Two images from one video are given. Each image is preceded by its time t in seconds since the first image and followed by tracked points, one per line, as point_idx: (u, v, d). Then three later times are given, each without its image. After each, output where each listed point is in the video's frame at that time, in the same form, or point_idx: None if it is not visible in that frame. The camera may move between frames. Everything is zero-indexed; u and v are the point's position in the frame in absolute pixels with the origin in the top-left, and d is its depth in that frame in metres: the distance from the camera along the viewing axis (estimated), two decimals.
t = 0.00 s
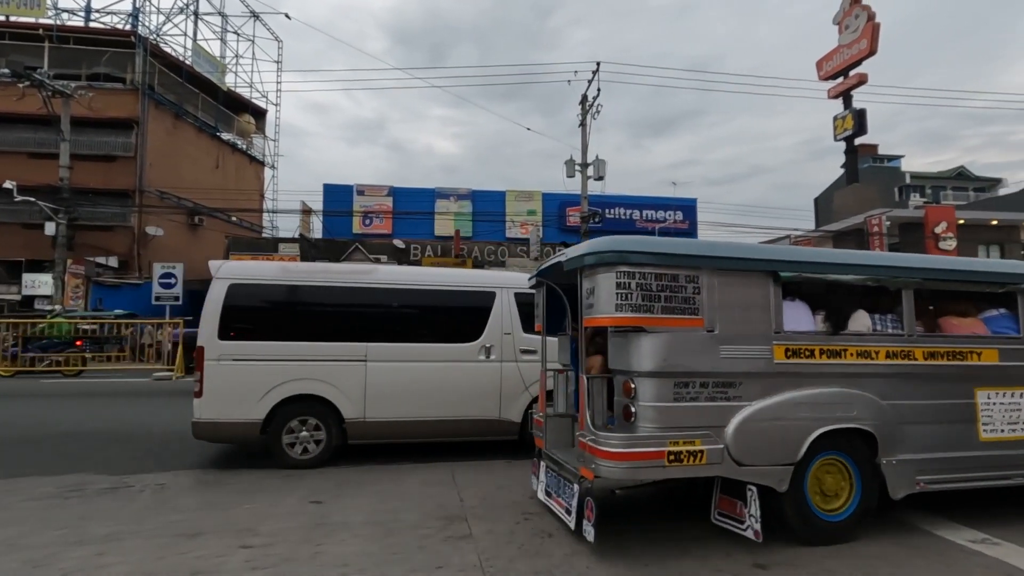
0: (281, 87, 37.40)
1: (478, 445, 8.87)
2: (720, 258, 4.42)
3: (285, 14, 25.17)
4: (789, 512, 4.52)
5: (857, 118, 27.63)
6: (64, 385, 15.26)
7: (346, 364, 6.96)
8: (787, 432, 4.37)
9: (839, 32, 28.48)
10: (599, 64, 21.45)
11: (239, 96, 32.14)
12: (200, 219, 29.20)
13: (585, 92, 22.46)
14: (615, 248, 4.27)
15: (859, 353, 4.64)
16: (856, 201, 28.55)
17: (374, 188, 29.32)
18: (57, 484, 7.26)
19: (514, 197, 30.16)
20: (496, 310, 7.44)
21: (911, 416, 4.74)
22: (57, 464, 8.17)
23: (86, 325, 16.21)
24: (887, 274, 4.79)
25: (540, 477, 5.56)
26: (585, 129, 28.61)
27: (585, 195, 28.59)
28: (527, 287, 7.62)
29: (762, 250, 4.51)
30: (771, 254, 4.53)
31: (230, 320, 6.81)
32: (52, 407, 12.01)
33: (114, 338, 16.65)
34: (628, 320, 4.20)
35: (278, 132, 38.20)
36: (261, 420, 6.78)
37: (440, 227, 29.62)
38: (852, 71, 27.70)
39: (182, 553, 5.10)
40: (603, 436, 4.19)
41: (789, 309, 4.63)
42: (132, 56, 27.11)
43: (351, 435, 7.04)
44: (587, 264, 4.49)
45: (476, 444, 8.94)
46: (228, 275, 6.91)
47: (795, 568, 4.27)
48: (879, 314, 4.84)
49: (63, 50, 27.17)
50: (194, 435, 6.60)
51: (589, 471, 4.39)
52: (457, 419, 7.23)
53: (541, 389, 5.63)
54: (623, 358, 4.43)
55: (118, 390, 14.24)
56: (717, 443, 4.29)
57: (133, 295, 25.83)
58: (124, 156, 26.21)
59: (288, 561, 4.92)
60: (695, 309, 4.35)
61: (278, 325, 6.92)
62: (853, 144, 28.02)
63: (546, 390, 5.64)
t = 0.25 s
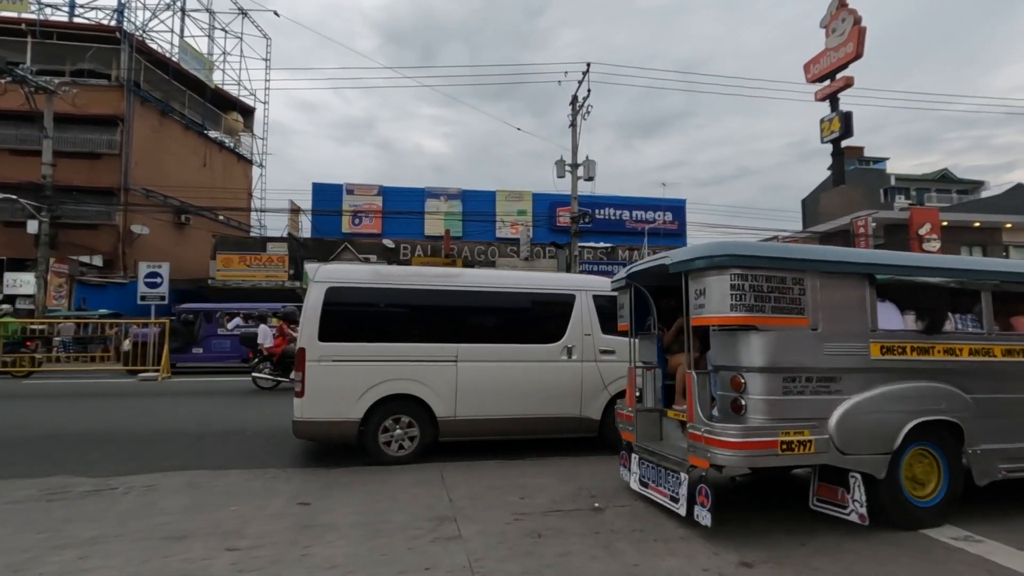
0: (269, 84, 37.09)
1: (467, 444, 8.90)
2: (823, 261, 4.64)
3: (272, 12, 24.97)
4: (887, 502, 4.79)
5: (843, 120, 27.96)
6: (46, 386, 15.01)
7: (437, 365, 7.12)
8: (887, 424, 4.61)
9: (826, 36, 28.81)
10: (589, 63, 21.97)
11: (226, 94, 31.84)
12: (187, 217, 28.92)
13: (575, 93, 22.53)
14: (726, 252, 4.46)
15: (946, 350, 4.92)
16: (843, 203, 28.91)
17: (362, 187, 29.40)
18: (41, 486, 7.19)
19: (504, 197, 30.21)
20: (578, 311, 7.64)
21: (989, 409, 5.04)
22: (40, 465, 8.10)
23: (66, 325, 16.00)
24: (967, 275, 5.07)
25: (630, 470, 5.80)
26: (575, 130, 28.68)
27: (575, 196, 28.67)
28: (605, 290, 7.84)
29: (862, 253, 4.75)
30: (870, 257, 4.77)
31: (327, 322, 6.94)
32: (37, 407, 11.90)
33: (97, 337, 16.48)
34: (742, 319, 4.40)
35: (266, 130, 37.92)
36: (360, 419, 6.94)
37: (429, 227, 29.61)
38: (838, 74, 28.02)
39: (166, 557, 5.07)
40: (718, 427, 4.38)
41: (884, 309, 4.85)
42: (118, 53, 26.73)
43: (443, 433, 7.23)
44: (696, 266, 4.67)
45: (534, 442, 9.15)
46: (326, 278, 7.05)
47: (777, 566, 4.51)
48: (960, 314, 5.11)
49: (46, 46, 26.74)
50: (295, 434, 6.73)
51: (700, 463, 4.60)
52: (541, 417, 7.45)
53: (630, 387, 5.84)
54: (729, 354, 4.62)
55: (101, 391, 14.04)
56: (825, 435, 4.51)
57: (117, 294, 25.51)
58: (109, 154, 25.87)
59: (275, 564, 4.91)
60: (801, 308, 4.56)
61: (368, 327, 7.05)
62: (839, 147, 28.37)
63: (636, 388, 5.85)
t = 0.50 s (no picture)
0: (255, 80, 36.70)
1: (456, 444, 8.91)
2: (907, 265, 4.90)
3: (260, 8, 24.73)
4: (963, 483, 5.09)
5: (828, 122, 28.29)
6: (26, 386, 14.69)
7: (527, 364, 7.27)
8: (967, 416, 4.94)
9: (812, 39, 29.16)
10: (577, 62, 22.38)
11: (212, 91, 31.48)
12: (172, 216, 28.56)
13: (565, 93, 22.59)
14: (823, 256, 4.69)
15: (1015, 349, 5.24)
16: (828, 204, 29.26)
17: (350, 186, 29.50)
18: (21, 488, 7.07)
19: (493, 196, 30.21)
20: (658, 311, 7.82)
21: None
22: (19, 467, 7.96)
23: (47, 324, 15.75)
24: None
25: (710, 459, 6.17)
26: (564, 130, 28.72)
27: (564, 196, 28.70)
28: (680, 289, 8.03)
29: (938, 258, 5.03)
30: (946, 262, 5.06)
31: (426, 322, 7.06)
32: (17, 408, 11.69)
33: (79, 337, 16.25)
34: (838, 319, 4.64)
35: (252, 127, 37.55)
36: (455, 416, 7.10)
37: (418, 226, 29.54)
38: (824, 77, 28.35)
39: (150, 559, 5.02)
40: (816, 419, 4.68)
41: (960, 311, 5.14)
42: (101, 48, 26.30)
43: (534, 429, 7.41)
44: (788, 269, 4.92)
45: (595, 437, 9.33)
46: (424, 278, 7.13)
47: (764, 562, 4.85)
48: None
49: (27, 40, 26.25)
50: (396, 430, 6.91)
51: (796, 453, 4.88)
52: (626, 414, 7.67)
53: (710, 382, 6.06)
54: (819, 351, 4.88)
55: (83, 390, 13.78)
56: (911, 425, 4.81)
57: (100, 293, 25.09)
58: (92, 150, 25.45)
59: (263, 565, 4.88)
60: (890, 310, 4.83)
61: (468, 326, 7.19)
62: (825, 149, 28.71)
63: (715, 383, 6.06)
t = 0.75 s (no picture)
0: (240, 77, 36.32)
1: (446, 443, 8.93)
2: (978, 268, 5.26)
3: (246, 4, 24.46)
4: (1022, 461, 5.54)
5: (814, 123, 28.61)
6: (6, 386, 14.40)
7: (616, 360, 7.65)
8: None
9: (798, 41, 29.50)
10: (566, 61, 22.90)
11: (197, 86, 31.10)
12: (155, 213, 28.16)
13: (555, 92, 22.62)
14: (904, 259, 5.04)
15: None
16: (814, 204, 29.62)
17: (337, 184, 29.46)
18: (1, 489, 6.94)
19: (482, 195, 30.20)
20: (731, 309, 8.21)
21: None
22: None
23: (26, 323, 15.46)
24: None
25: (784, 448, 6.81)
26: (553, 129, 28.75)
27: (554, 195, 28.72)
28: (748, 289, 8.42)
29: (1005, 261, 5.39)
30: (1013, 265, 5.41)
31: (521, 321, 7.38)
32: None
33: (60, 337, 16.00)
34: (917, 317, 4.99)
35: (238, 123, 37.19)
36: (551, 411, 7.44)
37: (407, 224, 29.44)
38: (810, 79, 28.67)
39: (136, 561, 4.94)
40: (898, 411, 5.07)
41: None
42: (82, 41, 25.82)
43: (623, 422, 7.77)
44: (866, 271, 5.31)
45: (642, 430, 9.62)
46: (523, 277, 7.40)
47: (751, 559, 4.95)
48: None
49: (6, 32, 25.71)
50: (494, 424, 7.20)
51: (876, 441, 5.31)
52: (702, 408, 8.04)
53: (780, 377, 7.02)
54: (893, 347, 5.24)
55: (66, 390, 13.53)
56: (983, 416, 5.17)
57: (81, 291, 24.46)
58: (73, 146, 24.98)
59: (250, 566, 4.84)
60: (964, 309, 5.18)
61: (558, 324, 7.53)
62: (810, 149, 29.05)
63: (784, 377, 7.02)
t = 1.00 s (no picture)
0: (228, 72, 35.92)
1: (436, 441, 8.93)
2: None
3: None
4: None
5: (803, 124, 28.82)
6: None
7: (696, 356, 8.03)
8: None
9: (787, 41, 29.72)
10: (558, 60, 23.61)
11: (184, 81, 30.72)
12: (141, 209, 27.77)
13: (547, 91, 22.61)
14: (973, 266, 5.46)
15: None
16: (802, 204, 29.92)
17: (327, 181, 29.32)
18: None
19: (473, 192, 30.14)
20: (802, 309, 8.64)
21: None
22: None
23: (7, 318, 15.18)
24: None
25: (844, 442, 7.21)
26: (544, 127, 28.71)
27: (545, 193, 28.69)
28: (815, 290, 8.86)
29: None
30: None
31: (614, 319, 7.75)
32: None
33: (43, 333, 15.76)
34: (986, 319, 5.40)
35: (226, 119, 36.81)
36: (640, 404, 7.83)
37: (397, 222, 29.34)
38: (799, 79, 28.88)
39: (121, 562, 4.85)
40: (968, 405, 5.46)
41: None
42: (66, 35, 25.34)
43: (704, 415, 8.18)
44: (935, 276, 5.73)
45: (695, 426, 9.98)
46: (618, 278, 7.76)
47: (739, 555, 4.99)
48: None
49: None
50: (589, 417, 7.57)
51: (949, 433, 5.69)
52: (774, 403, 8.47)
53: (842, 374, 7.46)
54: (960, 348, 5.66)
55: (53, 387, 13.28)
56: None
57: (66, 289, 24.35)
58: (56, 141, 24.54)
59: (237, 566, 4.78)
60: None
61: (646, 322, 7.93)
62: (799, 149, 29.28)
63: (846, 375, 7.48)
